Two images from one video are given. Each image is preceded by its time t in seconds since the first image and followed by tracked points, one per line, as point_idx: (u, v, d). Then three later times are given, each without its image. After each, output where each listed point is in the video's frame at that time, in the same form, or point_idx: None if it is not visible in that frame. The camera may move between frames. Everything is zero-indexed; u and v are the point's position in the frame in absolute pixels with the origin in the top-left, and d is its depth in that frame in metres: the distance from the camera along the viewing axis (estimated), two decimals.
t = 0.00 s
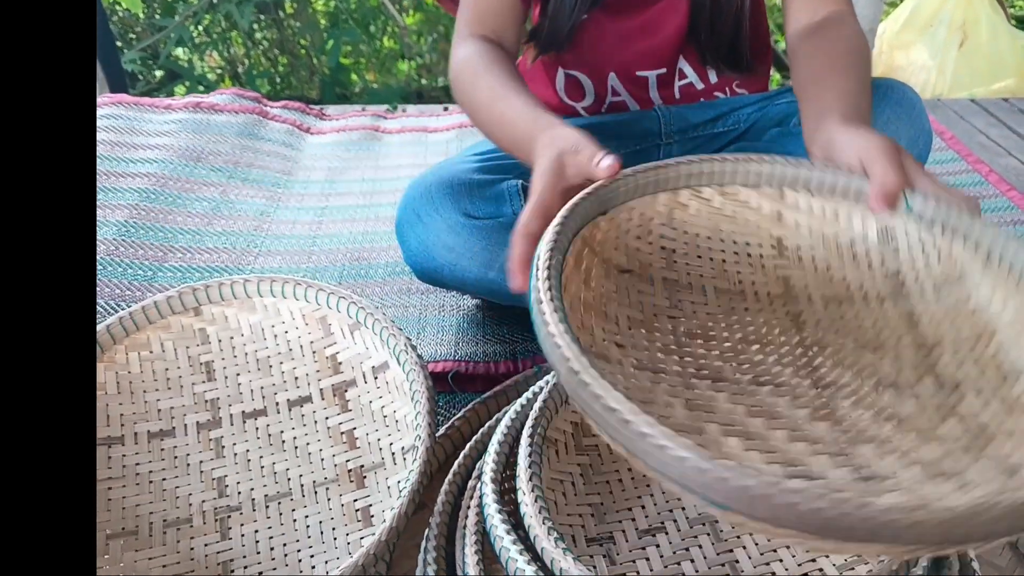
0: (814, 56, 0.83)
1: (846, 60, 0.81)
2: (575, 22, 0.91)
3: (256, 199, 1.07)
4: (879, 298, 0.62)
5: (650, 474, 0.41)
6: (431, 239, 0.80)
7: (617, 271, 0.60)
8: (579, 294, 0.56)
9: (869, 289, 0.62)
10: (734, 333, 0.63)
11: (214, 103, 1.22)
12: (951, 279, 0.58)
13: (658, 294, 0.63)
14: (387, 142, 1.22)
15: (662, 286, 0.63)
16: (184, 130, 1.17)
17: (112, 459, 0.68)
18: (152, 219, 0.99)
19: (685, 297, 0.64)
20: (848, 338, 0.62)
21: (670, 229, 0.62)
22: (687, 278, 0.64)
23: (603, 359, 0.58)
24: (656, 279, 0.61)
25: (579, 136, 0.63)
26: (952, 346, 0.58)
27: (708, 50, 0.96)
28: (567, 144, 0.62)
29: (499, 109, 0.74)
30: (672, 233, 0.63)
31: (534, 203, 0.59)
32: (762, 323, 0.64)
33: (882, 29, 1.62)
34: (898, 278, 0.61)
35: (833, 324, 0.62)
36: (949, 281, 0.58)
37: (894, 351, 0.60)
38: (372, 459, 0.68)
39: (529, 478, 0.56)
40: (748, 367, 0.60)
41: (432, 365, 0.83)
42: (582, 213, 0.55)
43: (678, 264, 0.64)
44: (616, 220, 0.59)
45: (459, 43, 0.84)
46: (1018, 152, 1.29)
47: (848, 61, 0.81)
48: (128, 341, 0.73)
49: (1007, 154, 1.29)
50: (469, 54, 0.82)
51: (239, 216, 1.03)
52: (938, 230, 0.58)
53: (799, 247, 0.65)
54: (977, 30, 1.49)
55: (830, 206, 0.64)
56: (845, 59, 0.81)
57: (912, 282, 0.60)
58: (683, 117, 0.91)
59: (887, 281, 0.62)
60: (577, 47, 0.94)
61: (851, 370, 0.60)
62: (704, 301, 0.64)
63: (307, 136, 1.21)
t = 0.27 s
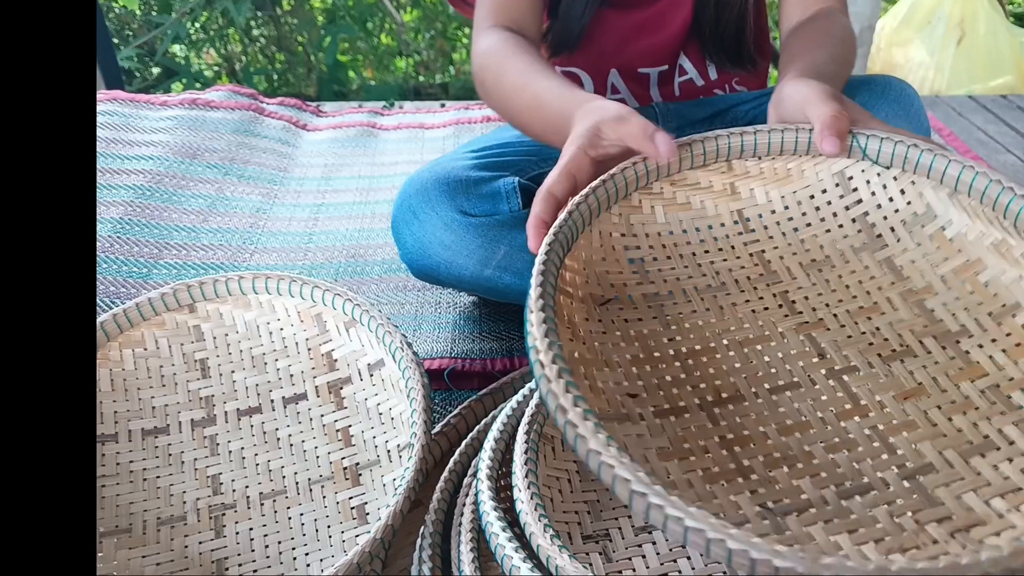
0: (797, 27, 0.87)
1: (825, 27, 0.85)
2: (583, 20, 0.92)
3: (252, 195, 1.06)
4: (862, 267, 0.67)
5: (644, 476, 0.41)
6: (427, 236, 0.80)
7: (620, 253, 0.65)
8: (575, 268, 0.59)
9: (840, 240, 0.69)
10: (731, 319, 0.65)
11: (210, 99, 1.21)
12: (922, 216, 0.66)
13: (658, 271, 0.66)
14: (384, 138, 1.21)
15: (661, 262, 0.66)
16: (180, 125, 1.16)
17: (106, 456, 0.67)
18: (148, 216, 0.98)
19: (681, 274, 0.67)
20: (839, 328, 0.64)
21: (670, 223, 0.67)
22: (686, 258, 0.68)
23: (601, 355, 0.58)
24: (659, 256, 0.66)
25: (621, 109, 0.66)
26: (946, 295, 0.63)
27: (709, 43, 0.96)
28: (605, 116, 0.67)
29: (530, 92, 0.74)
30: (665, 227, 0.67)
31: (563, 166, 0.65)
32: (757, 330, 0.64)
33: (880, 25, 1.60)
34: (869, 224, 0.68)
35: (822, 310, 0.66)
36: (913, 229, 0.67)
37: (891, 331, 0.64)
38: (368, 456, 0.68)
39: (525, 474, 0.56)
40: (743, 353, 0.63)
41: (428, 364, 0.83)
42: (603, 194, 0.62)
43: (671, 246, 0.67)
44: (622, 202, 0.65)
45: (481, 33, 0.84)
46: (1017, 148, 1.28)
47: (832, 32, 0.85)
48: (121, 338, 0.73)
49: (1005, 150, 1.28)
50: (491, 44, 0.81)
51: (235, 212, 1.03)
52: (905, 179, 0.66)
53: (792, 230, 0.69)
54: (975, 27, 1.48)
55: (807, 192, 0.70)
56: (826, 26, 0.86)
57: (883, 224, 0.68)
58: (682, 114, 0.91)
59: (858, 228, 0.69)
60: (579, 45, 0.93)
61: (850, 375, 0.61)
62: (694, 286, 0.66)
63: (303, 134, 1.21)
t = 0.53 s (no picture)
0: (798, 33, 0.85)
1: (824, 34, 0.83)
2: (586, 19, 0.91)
3: (248, 192, 1.06)
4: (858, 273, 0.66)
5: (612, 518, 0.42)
6: (423, 232, 0.79)
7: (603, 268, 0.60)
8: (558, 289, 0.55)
9: (830, 254, 0.66)
10: (715, 334, 0.65)
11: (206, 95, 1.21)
12: (914, 239, 0.63)
13: (643, 281, 0.63)
14: (381, 135, 1.21)
15: (649, 272, 0.63)
16: (176, 123, 1.15)
17: (100, 454, 0.67)
18: (143, 213, 0.98)
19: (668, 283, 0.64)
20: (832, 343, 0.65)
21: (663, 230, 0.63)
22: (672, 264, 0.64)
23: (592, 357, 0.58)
24: (648, 265, 0.63)
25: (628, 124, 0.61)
26: (930, 306, 0.64)
27: (707, 41, 0.96)
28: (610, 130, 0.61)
29: (539, 95, 0.73)
30: (656, 234, 0.62)
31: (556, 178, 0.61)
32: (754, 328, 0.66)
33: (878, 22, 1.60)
34: (860, 240, 0.65)
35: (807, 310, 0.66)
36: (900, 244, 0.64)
37: (870, 362, 0.64)
38: (363, 455, 0.68)
39: (521, 473, 0.56)
40: (722, 375, 0.63)
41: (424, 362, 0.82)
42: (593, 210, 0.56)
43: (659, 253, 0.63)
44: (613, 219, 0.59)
45: (492, 35, 0.83)
46: (1014, 146, 1.28)
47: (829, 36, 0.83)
48: (116, 336, 0.72)
49: (1002, 147, 1.28)
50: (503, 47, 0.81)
51: (231, 209, 1.02)
52: (903, 201, 0.62)
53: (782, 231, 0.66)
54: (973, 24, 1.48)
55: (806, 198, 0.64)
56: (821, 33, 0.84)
57: (874, 242, 0.65)
58: (680, 110, 0.90)
59: (848, 242, 0.66)
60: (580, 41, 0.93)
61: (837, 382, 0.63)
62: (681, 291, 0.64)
63: (299, 129, 1.21)
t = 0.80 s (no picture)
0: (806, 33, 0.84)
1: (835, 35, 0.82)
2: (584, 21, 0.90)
3: (248, 193, 1.06)
4: (840, 290, 0.66)
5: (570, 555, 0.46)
6: (422, 234, 0.79)
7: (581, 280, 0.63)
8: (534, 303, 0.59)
9: (813, 273, 0.66)
10: (693, 354, 0.65)
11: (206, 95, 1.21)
12: (896, 261, 0.63)
13: (625, 294, 0.65)
14: (381, 135, 1.21)
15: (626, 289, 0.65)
16: (175, 123, 1.15)
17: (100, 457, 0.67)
18: (143, 214, 0.98)
19: (645, 298, 0.66)
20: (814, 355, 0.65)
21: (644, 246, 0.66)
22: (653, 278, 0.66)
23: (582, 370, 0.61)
24: (626, 280, 0.65)
25: (609, 143, 0.62)
26: (916, 323, 0.63)
27: (708, 41, 0.95)
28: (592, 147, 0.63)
29: (527, 107, 0.73)
30: (638, 249, 0.65)
31: (536, 197, 0.63)
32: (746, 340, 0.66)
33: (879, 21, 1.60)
34: (842, 259, 0.66)
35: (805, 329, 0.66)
36: (884, 264, 0.64)
37: (845, 387, 0.63)
38: (363, 456, 0.68)
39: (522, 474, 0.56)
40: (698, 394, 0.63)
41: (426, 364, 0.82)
42: (569, 229, 0.60)
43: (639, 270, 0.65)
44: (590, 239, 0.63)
45: (487, 38, 0.83)
46: (1016, 144, 1.28)
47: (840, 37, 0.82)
48: (115, 338, 0.72)
49: (1004, 146, 1.28)
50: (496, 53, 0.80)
51: (230, 210, 1.02)
52: (883, 223, 0.62)
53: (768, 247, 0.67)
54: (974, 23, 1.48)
55: (792, 214, 0.65)
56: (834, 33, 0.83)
57: (856, 263, 0.65)
58: (679, 110, 0.90)
59: (830, 262, 0.66)
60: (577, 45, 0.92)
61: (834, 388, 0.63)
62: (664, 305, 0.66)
63: (298, 129, 1.20)
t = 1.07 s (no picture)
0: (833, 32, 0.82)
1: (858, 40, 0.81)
2: (581, 22, 0.90)
3: (246, 187, 1.05)
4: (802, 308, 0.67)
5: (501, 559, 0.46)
6: (420, 229, 0.79)
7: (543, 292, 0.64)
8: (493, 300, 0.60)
9: (775, 299, 0.68)
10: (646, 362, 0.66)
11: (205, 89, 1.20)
12: (857, 296, 0.64)
13: (587, 308, 0.66)
14: (380, 129, 1.20)
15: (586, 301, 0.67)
16: (174, 118, 1.15)
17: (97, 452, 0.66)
18: (141, 209, 0.98)
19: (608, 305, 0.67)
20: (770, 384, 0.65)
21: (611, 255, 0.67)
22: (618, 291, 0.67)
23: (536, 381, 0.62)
24: (589, 291, 0.67)
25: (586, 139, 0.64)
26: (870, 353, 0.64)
27: (708, 36, 0.94)
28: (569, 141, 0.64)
29: (513, 104, 0.73)
30: (604, 253, 0.67)
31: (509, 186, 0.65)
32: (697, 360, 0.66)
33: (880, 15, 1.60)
34: (805, 288, 0.67)
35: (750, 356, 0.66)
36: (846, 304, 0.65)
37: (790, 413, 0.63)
38: (362, 451, 0.67)
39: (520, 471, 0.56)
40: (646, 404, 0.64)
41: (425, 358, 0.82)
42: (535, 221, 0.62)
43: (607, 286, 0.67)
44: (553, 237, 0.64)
45: (478, 35, 0.82)
46: (1017, 139, 1.28)
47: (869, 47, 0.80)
48: (113, 333, 0.72)
49: (1005, 141, 1.28)
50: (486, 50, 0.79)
51: (229, 204, 1.02)
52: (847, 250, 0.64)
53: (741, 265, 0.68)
54: (976, 17, 1.48)
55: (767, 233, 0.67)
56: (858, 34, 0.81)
57: (818, 296, 0.67)
58: (679, 104, 0.89)
59: (791, 289, 0.67)
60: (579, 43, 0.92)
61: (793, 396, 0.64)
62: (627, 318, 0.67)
63: (297, 124, 1.20)
